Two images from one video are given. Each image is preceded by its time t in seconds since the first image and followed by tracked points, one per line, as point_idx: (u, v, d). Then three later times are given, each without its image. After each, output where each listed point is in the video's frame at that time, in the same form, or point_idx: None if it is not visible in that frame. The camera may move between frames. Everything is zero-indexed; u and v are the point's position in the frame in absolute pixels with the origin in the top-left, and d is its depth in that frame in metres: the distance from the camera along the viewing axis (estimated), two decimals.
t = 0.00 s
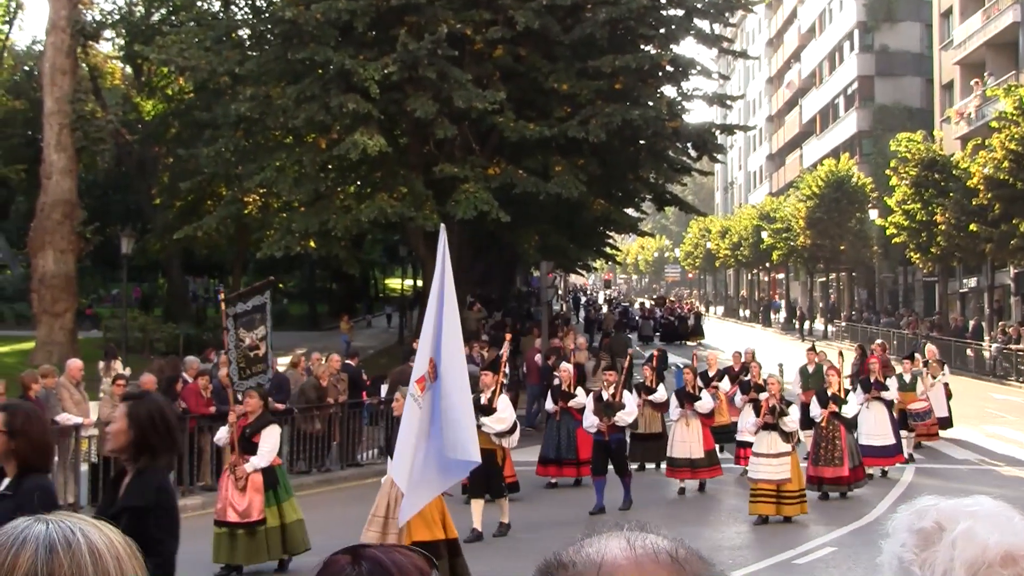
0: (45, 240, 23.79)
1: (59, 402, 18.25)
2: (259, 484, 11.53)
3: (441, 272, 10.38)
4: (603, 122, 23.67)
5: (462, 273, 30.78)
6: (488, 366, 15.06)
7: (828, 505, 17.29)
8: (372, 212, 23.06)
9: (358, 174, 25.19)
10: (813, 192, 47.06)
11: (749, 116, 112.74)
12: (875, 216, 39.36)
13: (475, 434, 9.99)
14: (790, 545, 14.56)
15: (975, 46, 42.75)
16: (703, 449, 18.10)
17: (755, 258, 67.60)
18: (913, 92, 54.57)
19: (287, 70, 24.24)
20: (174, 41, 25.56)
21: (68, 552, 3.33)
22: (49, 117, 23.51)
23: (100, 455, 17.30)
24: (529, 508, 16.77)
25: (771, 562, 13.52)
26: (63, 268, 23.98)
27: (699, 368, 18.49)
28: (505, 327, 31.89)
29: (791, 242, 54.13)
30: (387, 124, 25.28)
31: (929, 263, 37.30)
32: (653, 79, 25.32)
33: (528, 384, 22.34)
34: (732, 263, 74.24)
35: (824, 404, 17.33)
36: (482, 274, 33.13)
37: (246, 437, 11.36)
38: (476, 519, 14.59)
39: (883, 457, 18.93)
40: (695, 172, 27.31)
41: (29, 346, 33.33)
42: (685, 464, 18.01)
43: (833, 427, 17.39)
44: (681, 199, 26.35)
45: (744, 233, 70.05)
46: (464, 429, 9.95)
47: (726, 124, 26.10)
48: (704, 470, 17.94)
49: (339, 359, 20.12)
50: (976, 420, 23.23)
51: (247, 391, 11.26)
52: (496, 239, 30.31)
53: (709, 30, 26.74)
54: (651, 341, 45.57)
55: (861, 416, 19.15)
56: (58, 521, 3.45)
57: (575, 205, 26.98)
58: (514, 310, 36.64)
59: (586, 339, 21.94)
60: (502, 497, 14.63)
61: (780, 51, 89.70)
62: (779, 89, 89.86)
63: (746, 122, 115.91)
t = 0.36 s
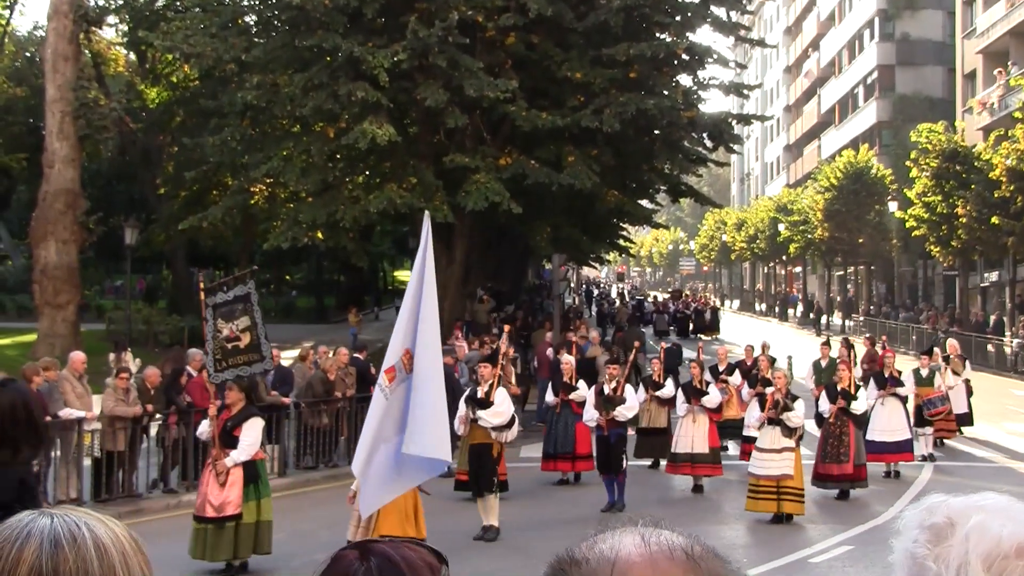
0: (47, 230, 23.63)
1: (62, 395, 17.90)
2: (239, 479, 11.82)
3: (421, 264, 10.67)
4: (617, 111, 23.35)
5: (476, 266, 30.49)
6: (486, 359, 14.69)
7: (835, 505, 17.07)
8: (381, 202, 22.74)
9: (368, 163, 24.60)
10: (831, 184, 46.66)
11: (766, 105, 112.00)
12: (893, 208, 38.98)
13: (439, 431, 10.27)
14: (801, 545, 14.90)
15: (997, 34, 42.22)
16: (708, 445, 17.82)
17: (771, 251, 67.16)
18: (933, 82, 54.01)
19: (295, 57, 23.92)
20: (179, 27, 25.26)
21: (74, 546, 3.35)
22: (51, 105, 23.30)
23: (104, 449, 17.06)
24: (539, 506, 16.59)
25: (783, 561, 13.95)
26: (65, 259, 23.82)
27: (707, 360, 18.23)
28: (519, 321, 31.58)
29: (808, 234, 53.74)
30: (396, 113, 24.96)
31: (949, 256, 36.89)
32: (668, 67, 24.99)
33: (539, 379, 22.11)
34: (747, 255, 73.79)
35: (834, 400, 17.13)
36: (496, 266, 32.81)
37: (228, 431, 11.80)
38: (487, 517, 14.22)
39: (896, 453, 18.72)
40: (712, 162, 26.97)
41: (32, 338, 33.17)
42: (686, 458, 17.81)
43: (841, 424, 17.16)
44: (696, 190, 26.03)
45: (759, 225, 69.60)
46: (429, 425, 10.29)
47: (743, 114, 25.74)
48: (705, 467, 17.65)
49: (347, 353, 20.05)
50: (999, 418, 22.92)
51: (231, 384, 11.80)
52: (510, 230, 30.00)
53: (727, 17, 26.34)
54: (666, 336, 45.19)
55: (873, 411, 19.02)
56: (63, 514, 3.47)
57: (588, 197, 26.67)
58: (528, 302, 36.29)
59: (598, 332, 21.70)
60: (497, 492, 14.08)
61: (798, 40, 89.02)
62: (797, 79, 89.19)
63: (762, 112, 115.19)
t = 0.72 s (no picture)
0: (40, 219, 23.94)
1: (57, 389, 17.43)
2: (209, 479, 11.46)
3: (396, 248, 9.80)
4: (625, 97, 22.91)
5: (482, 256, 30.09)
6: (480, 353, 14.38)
7: (844, 504, 16.74)
8: (382, 191, 22.33)
9: (369, 151, 24.33)
10: (846, 171, 46.11)
11: (779, 90, 111.15)
12: (909, 196, 38.39)
13: (405, 425, 9.34)
14: (812, 541, 14.90)
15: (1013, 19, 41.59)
16: (714, 441, 17.51)
17: (783, 241, 66.62)
18: (949, 68, 53.38)
19: (296, 42, 23.58)
20: (176, 11, 24.89)
21: (73, 543, 3.08)
22: (45, 91, 23.35)
23: (101, 444, 16.64)
24: (543, 509, 16.23)
25: (793, 560, 14.06)
26: (59, 248, 23.95)
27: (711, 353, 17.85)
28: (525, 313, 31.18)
29: (822, 224, 53.23)
30: (399, 98, 24.56)
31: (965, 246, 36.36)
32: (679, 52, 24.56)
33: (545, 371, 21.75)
34: (760, 245, 73.21)
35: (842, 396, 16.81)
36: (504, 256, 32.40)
37: (201, 430, 11.41)
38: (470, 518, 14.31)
39: (910, 452, 18.42)
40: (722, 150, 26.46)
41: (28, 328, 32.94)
42: (692, 457, 17.45)
43: (850, 422, 16.85)
44: (706, 179, 25.58)
45: (772, 215, 69.02)
46: (384, 413, 9.33)
47: (755, 100, 25.25)
48: (710, 466, 17.27)
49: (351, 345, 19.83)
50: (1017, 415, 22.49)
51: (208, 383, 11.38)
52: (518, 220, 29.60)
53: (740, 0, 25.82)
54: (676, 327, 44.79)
55: (889, 408, 18.57)
56: (59, 510, 3.18)
57: (596, 186, 26.28)
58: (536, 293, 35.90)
59: (604, 326, 21.33)
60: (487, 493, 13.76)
61: (812, 25, 88.25)
62: (811, 65, 88.47)
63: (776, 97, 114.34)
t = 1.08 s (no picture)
0: (34, 202, 23.65)
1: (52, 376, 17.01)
2: (179, 466, 11.12)
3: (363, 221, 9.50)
4: (633, 77, 22.51)
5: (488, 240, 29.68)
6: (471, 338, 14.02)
7: (855, 495, 16.32)
8: (384, 172, 21.96)
9: (371, 132, 23.93)
10: (861, 151, 45.59)
11: (792, 70, 110.35)
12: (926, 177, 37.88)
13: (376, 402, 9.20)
14: (824, 531, 14.61)
15: None
16: (718, 429, 17.07)
17: (796, 224, 66.09)
18: (968, 45, 52.79)
19: (295, 21, 23.15)
20: None
21: (72, 535, 2.97)
22: (38, 71, 22.99)
23: (97, 432, 16.23)
24: (550, 500, 15.86)
25: (807, 550, 13.78)
26: (54, 232, 23.72)
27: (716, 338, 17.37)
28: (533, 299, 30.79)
29: (835, 205, 52.72)
30: (401, 78, 24.12)
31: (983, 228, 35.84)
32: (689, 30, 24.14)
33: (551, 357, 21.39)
34: (772, 228, 72.68)
35: (853, 383, 16.29)
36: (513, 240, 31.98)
37: (171, 415, 11.08)
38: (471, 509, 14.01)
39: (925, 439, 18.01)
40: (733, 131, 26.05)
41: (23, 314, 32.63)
42: (697, 445, 17.01)
43: (862, 409, 16.33)
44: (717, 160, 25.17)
45: (784, 197, 68.47)
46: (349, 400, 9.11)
47: (767, 80, 24.81)
48: (716, 455, 16.91)
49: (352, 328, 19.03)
50: None
51: (180, 366, 11.05)
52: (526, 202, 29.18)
53: None
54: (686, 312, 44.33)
55: (904, 393, 18.26)
56: (57, 500, 3.05)
57: (603, 168, 25.84)
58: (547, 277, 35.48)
59: (612, 311, 20.96)
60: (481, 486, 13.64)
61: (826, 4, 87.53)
62: (825, 44, 87.76)
63: (789, 78, 113.54)
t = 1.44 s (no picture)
0: (23, 175, 23.32)
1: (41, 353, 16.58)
2: (152, 450, 10.75)
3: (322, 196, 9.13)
4: (638, 48, 22.23)
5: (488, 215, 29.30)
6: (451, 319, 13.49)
7: (859, 480, 15.94)
8: (382, 146, 21.70)
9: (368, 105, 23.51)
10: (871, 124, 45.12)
11: (801, 43, 109.58)
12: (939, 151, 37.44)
13: (348, 387, 8.85)
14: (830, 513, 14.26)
15: None
16: (714, 412, 16.66)
17: (805, 199, 65.61)
18: (981, 16, 52.18)
19: None
20: None
21: (63, 520, 2.94)
22: (25, 40, 22.74)
23: (87, 411, 15.88)
24: (551, 482, 15.57)
25: (814, 532, 13.42)
26: (43, 206, 23.41)
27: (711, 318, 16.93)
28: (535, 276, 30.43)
29: (845, 179, 52.25)
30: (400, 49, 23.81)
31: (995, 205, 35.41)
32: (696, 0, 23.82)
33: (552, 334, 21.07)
34: (779, 203, 72.20)
35: (856, 366, 15.99)
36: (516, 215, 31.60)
37: (140, 398, 10.73)
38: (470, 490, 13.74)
39: (930, 424, 17.68)
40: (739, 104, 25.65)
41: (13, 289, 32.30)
42: (692, 430, 16.63)
43: (865, 393, 16.03)
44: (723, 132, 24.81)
45: (792, 171, 67.97)
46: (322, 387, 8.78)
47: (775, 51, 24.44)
48: (715, 439, 16.55)
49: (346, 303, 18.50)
50: None
51: (144, 347, 10.70)
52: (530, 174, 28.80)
53: None
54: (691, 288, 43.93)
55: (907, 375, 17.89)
56: (50, 483, 3.01)
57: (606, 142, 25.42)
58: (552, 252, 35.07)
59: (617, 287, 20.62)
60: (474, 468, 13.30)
61: None
62: (835, 16, 87.05)
63: (797, 50, 112.81)
